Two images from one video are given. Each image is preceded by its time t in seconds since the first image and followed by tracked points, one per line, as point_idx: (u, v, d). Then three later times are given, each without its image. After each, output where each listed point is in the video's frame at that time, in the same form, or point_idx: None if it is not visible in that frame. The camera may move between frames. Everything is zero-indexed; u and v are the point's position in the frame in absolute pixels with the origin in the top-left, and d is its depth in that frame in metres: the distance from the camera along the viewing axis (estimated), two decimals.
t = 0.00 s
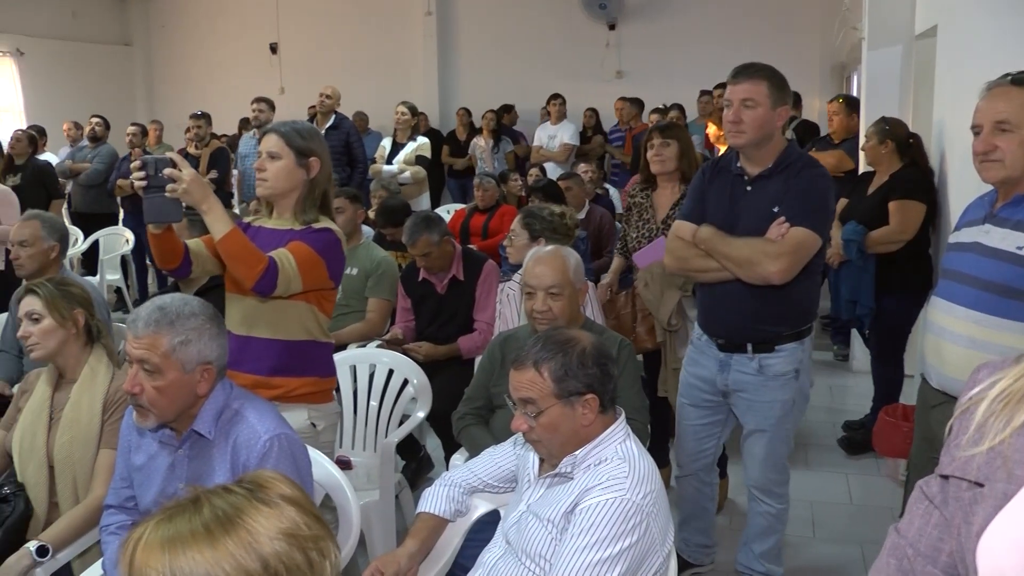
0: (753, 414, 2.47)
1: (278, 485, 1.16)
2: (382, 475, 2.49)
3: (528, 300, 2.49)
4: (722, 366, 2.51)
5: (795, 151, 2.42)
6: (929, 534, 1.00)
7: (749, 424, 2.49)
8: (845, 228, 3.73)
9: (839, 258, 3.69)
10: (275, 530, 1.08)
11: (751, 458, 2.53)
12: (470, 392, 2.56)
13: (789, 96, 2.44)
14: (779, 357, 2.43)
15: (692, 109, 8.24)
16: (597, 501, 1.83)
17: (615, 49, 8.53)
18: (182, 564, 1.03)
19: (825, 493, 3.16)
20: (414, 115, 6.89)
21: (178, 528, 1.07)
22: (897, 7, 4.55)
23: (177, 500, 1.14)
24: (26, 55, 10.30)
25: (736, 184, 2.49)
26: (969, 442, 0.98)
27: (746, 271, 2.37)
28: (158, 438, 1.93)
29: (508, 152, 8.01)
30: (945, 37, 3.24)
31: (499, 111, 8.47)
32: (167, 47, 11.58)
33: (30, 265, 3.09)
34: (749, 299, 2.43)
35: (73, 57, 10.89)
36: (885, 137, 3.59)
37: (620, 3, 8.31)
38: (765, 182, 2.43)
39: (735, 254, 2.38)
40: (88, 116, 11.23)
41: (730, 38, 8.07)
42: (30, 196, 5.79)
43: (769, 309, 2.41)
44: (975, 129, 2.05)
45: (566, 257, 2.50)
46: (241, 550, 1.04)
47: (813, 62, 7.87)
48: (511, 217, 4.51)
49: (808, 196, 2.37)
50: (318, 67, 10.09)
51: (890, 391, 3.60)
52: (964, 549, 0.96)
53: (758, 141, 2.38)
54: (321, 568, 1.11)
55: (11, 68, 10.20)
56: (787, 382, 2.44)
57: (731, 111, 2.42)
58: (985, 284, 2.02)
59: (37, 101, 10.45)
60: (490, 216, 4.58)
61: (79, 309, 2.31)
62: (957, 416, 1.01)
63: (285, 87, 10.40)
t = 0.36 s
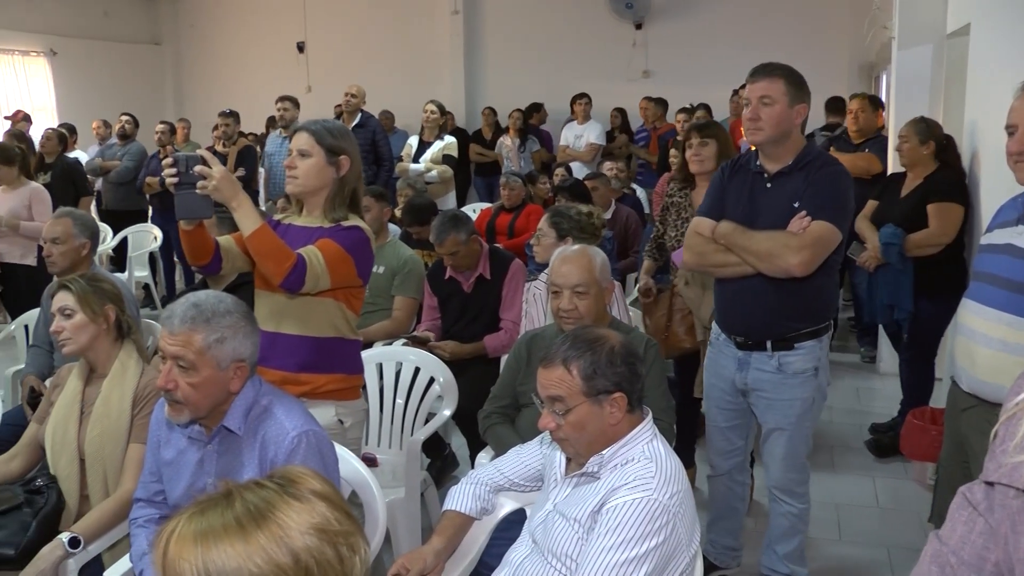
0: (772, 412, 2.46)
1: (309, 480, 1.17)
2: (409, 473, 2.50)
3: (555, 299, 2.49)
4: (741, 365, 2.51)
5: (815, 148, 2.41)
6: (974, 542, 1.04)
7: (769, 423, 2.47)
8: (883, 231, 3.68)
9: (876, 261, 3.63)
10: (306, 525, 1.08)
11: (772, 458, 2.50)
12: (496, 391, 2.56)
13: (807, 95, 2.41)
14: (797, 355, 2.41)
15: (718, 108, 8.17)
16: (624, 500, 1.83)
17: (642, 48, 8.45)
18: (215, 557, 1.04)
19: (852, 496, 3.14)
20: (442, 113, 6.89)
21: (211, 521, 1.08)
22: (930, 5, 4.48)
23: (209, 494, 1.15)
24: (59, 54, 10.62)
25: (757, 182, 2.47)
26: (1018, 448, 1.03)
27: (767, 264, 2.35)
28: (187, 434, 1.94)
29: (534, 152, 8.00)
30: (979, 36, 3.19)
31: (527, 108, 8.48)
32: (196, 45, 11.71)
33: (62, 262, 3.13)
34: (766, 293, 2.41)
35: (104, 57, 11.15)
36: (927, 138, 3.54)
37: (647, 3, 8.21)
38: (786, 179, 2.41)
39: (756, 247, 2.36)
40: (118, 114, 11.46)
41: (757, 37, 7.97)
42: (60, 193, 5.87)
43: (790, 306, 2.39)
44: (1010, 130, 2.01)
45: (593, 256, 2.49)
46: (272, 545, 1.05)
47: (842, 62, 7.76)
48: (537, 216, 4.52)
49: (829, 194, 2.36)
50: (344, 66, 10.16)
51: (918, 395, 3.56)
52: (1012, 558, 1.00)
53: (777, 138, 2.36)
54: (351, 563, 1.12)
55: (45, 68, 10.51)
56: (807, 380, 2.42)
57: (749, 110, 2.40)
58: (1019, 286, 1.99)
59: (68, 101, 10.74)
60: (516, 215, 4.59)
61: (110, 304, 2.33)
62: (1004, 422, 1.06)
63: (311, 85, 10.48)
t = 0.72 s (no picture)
0: (788, 412, 2.43)
1: (341, 476, 1.18)
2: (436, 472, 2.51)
3: (583, 297, 2.48)
4: (757, 363, 2.49)
5: (832, 147, 2.39)
6: None
7: (785, 421, 2.44)
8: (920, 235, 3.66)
9: (914, 265, 3.59)
10: (339, 520, 1.09)
11: (789, 458, 2.47)
12: (524, 391, 2.56)
13: (823, 93, 2.37)
14: (813, 353, 2.38)
15: (746, 109, 8.10)
16: (653, 501, 1.82)
17: (670, 48, 8.40)
18: (249, 549, 1.05)
19: (882, 501, 3.11)
20: (470, 113, 6.90)
21: (244, 515, 1.09)
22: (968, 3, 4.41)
23: (243, 489, 1.15)
24: (94, 54, 10.79)
25: (773, 180, 2.47)
26: None
27: (779, 260, 2.33)
28: (222, 431, 1.96)
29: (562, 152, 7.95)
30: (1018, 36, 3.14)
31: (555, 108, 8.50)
32: (226, 44, 11.82)
33: (95, 257, 3.16)
34: (782, 291, 2.39)
35: (137, 56, 11.30)
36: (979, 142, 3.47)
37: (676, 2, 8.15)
38: (802, 177, 2.40)
39: (768, 243, 2.36)
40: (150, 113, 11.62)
41: (787, 38, 7.89)
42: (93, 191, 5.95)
43: (805, 302, 2.37)
44: None
45: (621, 254, 2.49)
46: (305, 538, 1.06)
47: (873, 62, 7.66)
48: (566, 216, 4.51)
49: (845, 191, 2.33)
50: (373, 65, 10.21)
51: (948, 399, 3.52)
52: None
53: (793, 136, 2.34)
54: (382, 559, 1.13)
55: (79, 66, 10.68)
56: (823, 379, 2.39)
57: (765, 110, 2.38)
58: None
59: (101, 99, 10.91)
60: (545, 214, 4.59)
61: (142, 300, 2.35)
62: None
63: (339, 84, 10.55)
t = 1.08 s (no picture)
0: (810, 412, 2.38)
1: (376, 470, 1.19)
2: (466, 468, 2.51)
3: (613, 292, 2.49)
4: (779, 363, 2.44)
5: (858, 146, 2.31)
6: None
7: (807, 422, 2.39)
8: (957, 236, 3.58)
9: (951, 266, 3.55)
10: (374, 513, 1.10)
11: (812, 459, 2.41)
12: (555, 389, 2.57)
13: (849, 93, 2.29)
14: (836, 354, 2.33)
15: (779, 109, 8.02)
16: (684, 501, 1.81)
17: (702, 47, 8.31)
18: (285, 542, 1.06)
19: (913, 505, 3.07)
20: (501, 111, 6.92)
21: (280, 508, 1.10)
22: None
23: (280, 482, 1.17)
24: (129, 53, 10.98)
25: (799, 181, 2.40)
26: None
27: (802, 260, 2.27)
28: (259, 428, 1.97)
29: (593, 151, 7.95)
30: None
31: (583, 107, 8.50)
32: (258, 43, 11.92)
33: (133, 248, 3.19)
34: (807, 291, 2.34)
35: (171, 54, 11.47)
36: None
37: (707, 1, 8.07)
38: (828, 177, 2.32)
39: (792, 243, 2.29)
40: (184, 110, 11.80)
41: (821, 37, 7.78)
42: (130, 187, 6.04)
43: (828, 301, 2.32)
44: None
45: (652, 251, 2.48)
46: (340, 532, 1.06)
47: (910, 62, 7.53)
48: (597, 215, 4.50)
49: (871, 192, 2.26)
50: (404, 63, 10.28)
51: (981, 404, 3.48)
52: None
53: (820, 136, 2.26)
54: (417, 552, 1.13)
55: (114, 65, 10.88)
56: (845, 379, 2.34)
57: (789, 112, 2.30)
58: None
59: (135, 97, 11.10)
60: (576, 213, 4.58)
61: (178, 296, 2.37)
62: None
63: (370, 83, 10.63)
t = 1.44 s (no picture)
0: (842, 413, 2.36)
1: (409, 466, 1.20)
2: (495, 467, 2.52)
3: (643, 291, 2.48)
4: (811, 364, 2.42)
5: (892, 146, 2.29)
6: None
7: (839, 424, 2.37)
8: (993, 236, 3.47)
9: (985, 268, 3.55)
10: (406, 509, 1.11)
11: (844, 461, 2.39)
12: (585, 389, 2.58)
13: (884, 91, 2.26)
14: (869, 356, 2.31)
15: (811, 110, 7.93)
16: (714, 502, 1.80)
17: (732, 46, 8.24)
18: (319, 536, 1.07)
19: (945, 510, 3.04)
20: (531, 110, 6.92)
21: (315, 503, 1.11)
22: None
23: (314, 477, 1.18)
24: (163, 52, 11.13)
25: (831, 181, 2.37)
26: None
27: (836, 259, 2.25)
28: (288, 424, 1.99)
29: (622, 151, 8.18)
30: None
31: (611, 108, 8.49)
32: (290, 42, 12.01)
33: (167, 246, 3.23)
34: (841, 293, 2.32)
35: (203, 53, 11.59)
36: None
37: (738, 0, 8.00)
38: (861, 176, 2.30)
39: (825, 243, 2.28)
40: (216, 109, 11.93)
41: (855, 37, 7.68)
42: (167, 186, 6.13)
43: (860, 303, 2.30)
44: None
45: (683, 251, 2.47)
46: (373, 527, 1.07)
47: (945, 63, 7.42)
48: (627, 215, 4.49)
49: (905, 191, 2.24)
50: (434, 63, 10.31)
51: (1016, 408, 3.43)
52: None
53: (854, 136, 2.24)
54: (449, 548, 1.14)
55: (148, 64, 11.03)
56: (878, 381, 2.32)
57: (823, 110, 2.28)
58: None
59: (168, 96, 11.25)
60: (604, 213, 4.58)
61: (209, 293, 2.37)
62: None
63: (400, 82, 10.69)
